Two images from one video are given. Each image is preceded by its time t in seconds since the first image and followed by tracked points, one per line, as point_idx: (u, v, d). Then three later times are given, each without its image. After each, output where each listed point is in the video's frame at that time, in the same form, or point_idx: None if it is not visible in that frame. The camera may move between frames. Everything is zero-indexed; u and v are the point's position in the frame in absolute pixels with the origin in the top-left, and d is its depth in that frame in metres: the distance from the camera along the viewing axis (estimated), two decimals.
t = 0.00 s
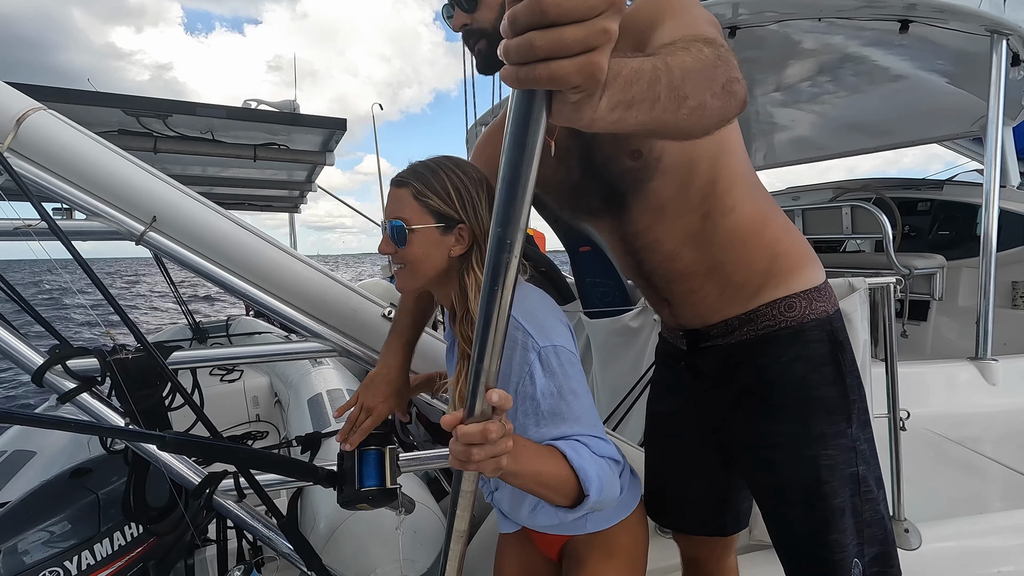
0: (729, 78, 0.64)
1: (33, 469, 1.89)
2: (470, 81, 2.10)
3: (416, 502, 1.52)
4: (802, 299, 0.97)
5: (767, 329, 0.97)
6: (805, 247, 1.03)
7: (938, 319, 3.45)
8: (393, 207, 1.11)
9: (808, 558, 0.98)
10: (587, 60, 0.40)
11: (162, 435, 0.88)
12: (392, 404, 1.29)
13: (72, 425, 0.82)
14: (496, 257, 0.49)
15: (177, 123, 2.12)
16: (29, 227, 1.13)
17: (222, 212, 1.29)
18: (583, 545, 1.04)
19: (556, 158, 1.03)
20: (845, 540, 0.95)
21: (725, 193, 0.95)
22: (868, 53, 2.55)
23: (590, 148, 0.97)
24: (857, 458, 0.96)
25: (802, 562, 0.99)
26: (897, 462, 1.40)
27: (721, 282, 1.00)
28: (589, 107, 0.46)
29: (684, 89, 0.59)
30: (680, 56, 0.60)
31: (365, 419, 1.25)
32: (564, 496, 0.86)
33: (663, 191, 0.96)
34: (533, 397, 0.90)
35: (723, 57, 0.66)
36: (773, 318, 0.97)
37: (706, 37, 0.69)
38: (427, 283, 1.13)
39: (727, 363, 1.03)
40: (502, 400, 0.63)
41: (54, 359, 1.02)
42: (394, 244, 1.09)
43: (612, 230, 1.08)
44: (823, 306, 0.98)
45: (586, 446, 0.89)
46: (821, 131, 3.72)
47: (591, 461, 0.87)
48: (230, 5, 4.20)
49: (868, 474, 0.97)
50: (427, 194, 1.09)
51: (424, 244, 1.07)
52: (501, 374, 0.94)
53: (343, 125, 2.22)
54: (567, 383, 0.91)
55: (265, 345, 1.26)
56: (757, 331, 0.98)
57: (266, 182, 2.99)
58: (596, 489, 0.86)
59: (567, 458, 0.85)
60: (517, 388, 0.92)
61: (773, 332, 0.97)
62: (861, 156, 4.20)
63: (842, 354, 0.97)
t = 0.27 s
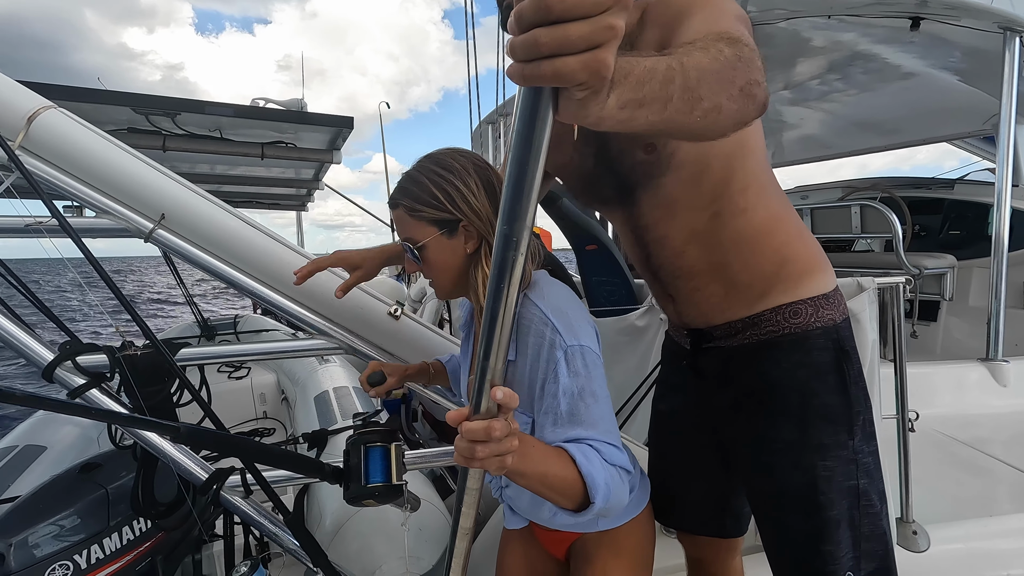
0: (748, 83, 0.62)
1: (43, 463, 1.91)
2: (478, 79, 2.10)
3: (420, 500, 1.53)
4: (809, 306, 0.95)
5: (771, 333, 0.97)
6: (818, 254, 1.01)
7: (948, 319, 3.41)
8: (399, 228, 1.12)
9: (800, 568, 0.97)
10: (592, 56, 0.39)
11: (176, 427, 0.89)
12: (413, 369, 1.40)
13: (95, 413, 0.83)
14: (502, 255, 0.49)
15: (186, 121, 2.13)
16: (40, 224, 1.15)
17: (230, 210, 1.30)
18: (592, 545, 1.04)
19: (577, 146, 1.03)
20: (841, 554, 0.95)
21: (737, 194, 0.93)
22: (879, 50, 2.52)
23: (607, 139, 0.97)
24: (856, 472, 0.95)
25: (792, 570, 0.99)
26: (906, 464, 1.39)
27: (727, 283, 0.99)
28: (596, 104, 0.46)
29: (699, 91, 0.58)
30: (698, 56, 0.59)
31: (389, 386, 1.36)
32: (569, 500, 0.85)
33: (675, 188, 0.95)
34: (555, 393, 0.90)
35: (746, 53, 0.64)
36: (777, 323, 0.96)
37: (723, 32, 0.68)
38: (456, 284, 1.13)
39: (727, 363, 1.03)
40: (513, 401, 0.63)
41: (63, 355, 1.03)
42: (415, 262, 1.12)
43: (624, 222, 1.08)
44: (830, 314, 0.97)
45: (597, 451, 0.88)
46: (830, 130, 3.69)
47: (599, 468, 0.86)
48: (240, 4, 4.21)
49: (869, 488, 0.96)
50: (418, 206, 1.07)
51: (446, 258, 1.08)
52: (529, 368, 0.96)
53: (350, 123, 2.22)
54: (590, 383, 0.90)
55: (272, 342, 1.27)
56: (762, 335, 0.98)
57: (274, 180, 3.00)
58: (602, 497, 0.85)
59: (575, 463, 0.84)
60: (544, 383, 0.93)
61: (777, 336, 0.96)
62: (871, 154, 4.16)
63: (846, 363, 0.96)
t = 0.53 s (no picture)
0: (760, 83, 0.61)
1: (57, 458, 1.94)
2: (487, 78, 2.10)
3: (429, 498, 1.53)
4: (823, 308, 0.94)
5: (780, 336, 0.96)
6: (833, 255, 0.99)
7: (964, 320, 3.35)
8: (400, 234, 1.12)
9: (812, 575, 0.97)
10: (602, 57, 0.39)
11: (191, 423, 0.90)
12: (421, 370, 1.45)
13: (108, 406, 0.84)
14: (510, 256, 0.49)
15: (197, 121, 2.15)
16: (53, 222, 1.15)
17: (241, 209, 1.31)
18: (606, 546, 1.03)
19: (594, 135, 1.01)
20: (852, 562, 0.94)
21: (753, 192, 0.92)
22: (895, 47, 2.48)
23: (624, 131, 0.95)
24: (869, 478, 0.94)
25: None
26: (921, 468, 1.37)
27: (739, 281, 0.98)
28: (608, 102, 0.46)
29: (712, 90, 0.57)
30: (709, 55, 0.58)
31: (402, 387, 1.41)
32: (579, 505, 0.85)
33: (689, 184, 0.93)
34: (574, 396, 0.89)
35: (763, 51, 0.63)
36: (789, 326, 0.95)
37: (735, 29, 0.67)
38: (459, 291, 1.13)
39: (736, 365, 1.02)
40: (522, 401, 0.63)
41: (76, 352, 1.04)
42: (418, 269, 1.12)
43: (639, 216, 1.06)
44: (844, 318, 0.95)
45: (609, 458, 0.87)
46: (844, 128, 3.64)
47: (611, 474, 0.85)
48: (252, 3, 4.24)
49: (882, 497, 0.95)
50: (416, 215, 1.07)
51: (446, 266, 1.08)
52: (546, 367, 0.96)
53: (360, 122, 2.22)
54: (606, 386, 0.90)
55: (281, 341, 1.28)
56: (772, 338, 0.96)
57: (285, 179, 3.02)
58: (613, 504, 0.85)
59: (586, 467, 0.84)
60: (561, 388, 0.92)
61: (789, 339, 0.95)
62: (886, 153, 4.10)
63: (860, 368, 0.94)
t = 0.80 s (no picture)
0: (758, 78, 0.61)
1: (82, 453, 1.99)
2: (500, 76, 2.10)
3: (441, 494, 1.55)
4: (829, 309, 0.93)
5: (785, 336, 0.95)
6: (842, 255, 0.98)
7: (988, 319, 3.28)
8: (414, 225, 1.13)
9: None
10: (598, 56, 0.39)
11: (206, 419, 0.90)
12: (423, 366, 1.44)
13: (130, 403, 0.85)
14: (512, 255, 0.50)
15: (215, 123, 2.19)
16: (76, 223, 1.15)
17: (256, 209, 1.33)
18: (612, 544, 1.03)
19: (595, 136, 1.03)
20: (860, 564, 0.93)
21: (761, 189, 0.91)
22: (915, 41, 2.44)
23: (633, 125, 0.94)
24: (871, 481, 0.93)
25: None
26: (938, 469, 1.34)
27: (745, 278, 0.97)
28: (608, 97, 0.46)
29: (711, 87, 0.57)
30: (707, 51, 0.58)
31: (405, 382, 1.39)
32: (589, 499, 0.85)
33: (695, 181, 0.92)
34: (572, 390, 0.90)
35: (761, 49, 0.63)
36: (795, 326, 0.94)
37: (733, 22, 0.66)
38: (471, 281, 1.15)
39: (741, 363, 1.02)
40: (525, 396, 0.64)
41: (99, 349, 1.08)
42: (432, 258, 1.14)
43: (648, 211, 1.06)
44: (851, 319, 0.94)
45: (617, 451, 0.88)
46: (864, 124, 3.58)
47: (619, 467, 0.85)
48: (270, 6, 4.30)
49: (885, 502, 0.94)
50: (429, 211, 1.08)
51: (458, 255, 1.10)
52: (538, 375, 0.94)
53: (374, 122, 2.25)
54: (610, 384, 0.89)
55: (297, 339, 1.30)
56: (776, 338, 0.96)
57: (301, 179, 3.06)
58: (621, 497, 0.85)
59: (592, 462, 0.85)
60: (558, 384, 0.92)
61: (794, 340, 0.94)
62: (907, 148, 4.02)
63: (866, 371, 0.93)
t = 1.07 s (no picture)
0: (779, 83, 0.60)
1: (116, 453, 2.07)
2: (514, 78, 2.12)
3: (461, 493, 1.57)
4: (868, 320, 0.91)
5: (821, 345, 0.94)
6: (888, 264, 0.95)
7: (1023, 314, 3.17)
8: (459, 191, 1.13)
9: None
10: (593, 65, 0.40)
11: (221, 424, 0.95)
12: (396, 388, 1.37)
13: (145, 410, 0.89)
14: (517, 259, 0.51)
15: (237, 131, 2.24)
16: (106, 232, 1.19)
17: (278, 215, 1.37)
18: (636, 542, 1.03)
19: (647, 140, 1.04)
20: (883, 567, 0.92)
21: (801, 191, 0.88)
22: (940, 29, 2.38)
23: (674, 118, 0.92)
24: (899, 490, 0.91)
25: None
26: (965, 468, 1.31)
27: (780, 282, 0.95)
28: (605, 105, 0.46)
29: (724, 94, 0.57)
30: (723, 57, 0.57)
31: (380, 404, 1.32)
32: (602, 504, 0.86)
33: (735, 180, 0.91)
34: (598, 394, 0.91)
35: (785, 47, 0.62)
36: (830, 335, 0.93)
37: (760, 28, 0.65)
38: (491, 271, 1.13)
39: (770, 366, 1.02)
40: (533, 394, 0.65)
41: (131, 352, 1.12)
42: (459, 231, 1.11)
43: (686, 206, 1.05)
44: (893, 332, 0.91)
45: (632, 456, 0.89)
46: (889, 115, 3.50)
47: (633, 472, 0.86)
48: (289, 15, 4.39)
49: (919, 523, 0.92)
50: (493, 175, 1.11)
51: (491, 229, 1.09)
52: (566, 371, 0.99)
53: (391, 127, 2.28)
54: (629, 386, 0.91)
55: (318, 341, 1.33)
56: (810, 345, 0.95)
57: (321, 184, 3.11)
58: (636, 502, 0.85)
59: (608, 466, 0.86)
60: (584, 386, 0.94)
61: (828, 350, 0.93)
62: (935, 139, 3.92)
63: (906, 387, 0.90)
